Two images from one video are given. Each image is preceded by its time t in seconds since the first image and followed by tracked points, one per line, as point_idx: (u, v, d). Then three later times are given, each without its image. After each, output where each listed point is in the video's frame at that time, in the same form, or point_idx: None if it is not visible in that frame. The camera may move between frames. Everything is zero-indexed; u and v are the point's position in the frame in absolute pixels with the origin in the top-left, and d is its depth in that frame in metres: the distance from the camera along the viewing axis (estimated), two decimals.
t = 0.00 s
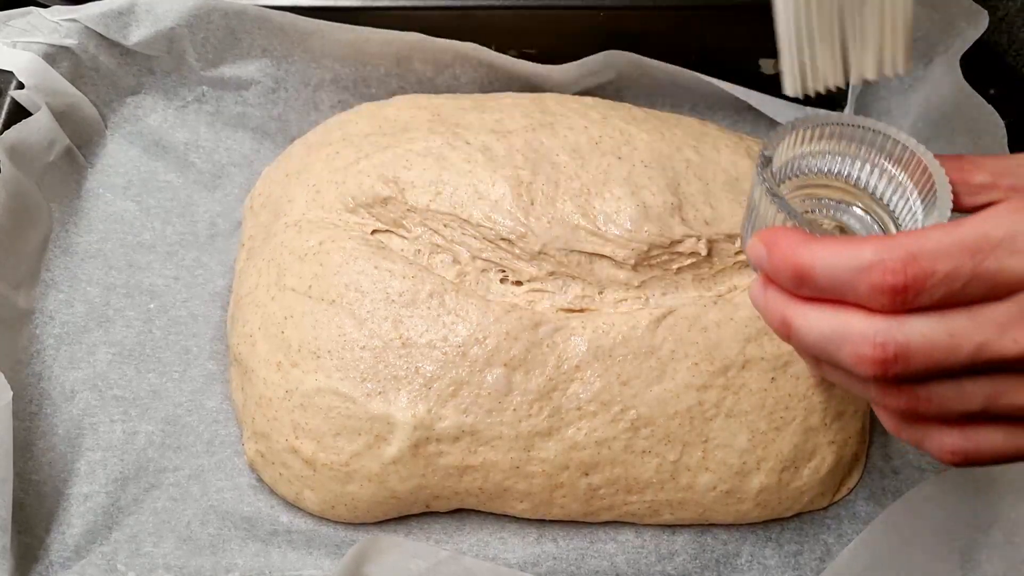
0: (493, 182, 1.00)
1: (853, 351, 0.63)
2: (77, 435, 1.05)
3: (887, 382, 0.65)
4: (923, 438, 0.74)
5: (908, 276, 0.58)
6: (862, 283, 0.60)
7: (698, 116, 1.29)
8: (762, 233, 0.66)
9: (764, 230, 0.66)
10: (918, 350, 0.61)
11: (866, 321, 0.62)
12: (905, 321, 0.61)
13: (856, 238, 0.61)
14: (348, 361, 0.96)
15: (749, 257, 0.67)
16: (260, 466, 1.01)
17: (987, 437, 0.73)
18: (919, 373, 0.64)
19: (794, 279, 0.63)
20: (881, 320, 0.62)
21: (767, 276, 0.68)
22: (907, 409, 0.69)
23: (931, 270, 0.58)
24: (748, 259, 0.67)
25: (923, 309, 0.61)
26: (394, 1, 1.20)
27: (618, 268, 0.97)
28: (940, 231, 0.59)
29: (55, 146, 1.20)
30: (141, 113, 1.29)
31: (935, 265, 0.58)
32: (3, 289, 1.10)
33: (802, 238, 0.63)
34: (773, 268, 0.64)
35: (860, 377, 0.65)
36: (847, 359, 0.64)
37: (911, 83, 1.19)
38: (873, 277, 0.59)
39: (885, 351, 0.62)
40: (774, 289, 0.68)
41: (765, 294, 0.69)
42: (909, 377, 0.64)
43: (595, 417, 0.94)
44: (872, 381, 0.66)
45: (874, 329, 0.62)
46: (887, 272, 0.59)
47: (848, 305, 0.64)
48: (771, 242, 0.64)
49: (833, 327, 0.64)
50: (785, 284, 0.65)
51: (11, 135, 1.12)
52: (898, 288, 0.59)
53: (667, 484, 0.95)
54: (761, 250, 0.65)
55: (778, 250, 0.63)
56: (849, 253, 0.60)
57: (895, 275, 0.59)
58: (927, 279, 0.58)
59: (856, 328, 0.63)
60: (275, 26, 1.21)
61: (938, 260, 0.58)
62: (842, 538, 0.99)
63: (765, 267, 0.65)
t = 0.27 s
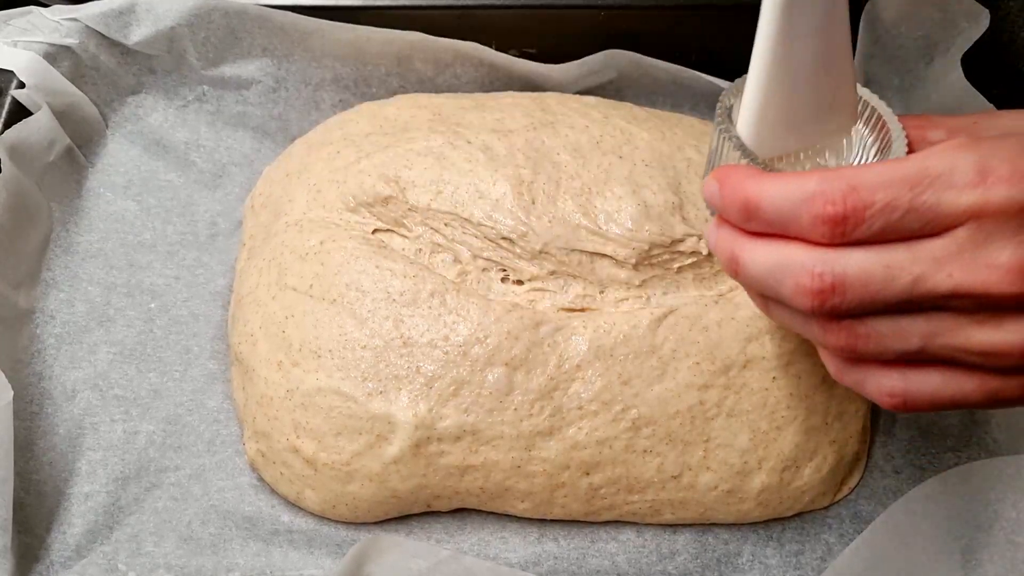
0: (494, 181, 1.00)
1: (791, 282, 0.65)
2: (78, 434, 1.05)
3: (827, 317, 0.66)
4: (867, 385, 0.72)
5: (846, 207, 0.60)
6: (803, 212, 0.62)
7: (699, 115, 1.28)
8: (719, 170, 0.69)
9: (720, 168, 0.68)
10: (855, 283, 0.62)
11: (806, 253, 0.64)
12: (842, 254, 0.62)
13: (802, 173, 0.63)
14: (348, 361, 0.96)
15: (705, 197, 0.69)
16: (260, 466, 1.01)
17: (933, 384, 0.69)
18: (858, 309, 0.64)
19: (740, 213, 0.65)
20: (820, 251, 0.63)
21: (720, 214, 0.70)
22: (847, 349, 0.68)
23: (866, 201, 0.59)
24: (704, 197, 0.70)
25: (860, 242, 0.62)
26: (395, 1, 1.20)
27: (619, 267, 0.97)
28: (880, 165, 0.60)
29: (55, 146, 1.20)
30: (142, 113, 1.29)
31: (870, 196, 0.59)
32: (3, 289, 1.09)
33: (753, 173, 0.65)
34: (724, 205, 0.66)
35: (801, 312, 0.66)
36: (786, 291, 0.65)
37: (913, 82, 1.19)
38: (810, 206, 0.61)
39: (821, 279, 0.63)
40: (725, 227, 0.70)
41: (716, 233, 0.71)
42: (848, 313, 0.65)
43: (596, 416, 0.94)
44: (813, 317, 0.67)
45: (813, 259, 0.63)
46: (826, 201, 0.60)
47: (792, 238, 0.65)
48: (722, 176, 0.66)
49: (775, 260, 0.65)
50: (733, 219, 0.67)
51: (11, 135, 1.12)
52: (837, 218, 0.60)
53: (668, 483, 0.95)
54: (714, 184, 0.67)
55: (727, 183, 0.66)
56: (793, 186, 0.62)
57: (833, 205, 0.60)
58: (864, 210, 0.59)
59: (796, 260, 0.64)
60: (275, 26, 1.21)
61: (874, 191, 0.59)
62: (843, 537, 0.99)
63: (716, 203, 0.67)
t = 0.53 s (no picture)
0: (495, 181, 1.00)
1: (770, 359, 0.66)
2: (79, 435, 1.05)
3: (808, 391, 0.68)
4: (854, 449, 0.74)
5: (817, 284, 0.62)
6: (777, 293, 0.64)
7: (700, 115, 1.28)
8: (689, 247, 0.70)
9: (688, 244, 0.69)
10: (833, 358, 0.64)
11: (782, 329, 0.66)
12: (819, 329, 0.65)
13: (770, 251, 0.65)
14: (349, 361, 0.96)
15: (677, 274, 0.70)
16: (261, 466, 1.01)
17: (916, 446, 0.71)
18: (837, 383, 0.66)
19: (714, 290, 0.67)
20: (796, 327, 0.65)
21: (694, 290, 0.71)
22: (830, 419, 0.70)
23: (839, 276, 0.62)
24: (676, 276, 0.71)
25: (835, 317, 0.64)
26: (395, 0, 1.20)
27: (620, 267, 0.98)
28: (849, 242, 0.63)
29: (56, 146, 1.20)
30: (142, 113, 1.28)
31: (842, 273, 0.62)
32: (4, 289, 1.09)
33: (723, 252, 0.67)
34: (697, 283, 0.68)
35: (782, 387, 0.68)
36: (766, 368, 0.67)
37: (913, 82, 1.19)
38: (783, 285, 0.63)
39: (800, 357, 0.65)
40: (700, 302, 0.71)
41: (692, 307, 0.72)
42: (828, 386, 0.67)
43: (596, 416, 0.93)
44: (794, 390, 0.69)
45: (790, 337, 0.65)
46: (798, 280, 0.63)
47: (766, 314, 0.67)
48: (693, 254, 0.68)
49: (753, 337, 0.67)
50: (707, 295, 0.68)
51: (11, 136, 1.12)
52: (809, 295, 0.63)
53: (669, 484, 0.95)
54: (684, 262, 0.68)
55: (699, 261, 0.67)
56: (764, 265, 0.64)
57: (805, 283, 0.63)
58: (836, 287, 0.62)
59: (774, 339, 0.66)
60: (275, 26, 1.20)
61: (845, 268, 0.62)
62: (844, 537, 0.99)
63: (690, 281, 0.68)
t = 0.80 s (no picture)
0: (496, 183, 1.01)
1: (760, 349, 0.65)
2: (80, 436, 1.05)
3: (798, 382, 0.67)
4: (843, 439, 0.74)
5: (808, 274, 0.61)
6: (766, 283, 0.63)
7: (700, 116, 1.29)
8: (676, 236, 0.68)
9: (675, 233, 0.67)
10: (823, 348, 0.63)
11: (773, 319, 0.65)
12: (810, 319, 0.64)
13: (759, 239, 0.64)
14: (350, 362, 0.96)
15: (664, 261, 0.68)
16: (262, 467, 1.01)
17: (906, 436, 0.71)
18: (828, 372, 0.65)
19: (703, 280, 0.65)
20: (786, 317, 0.64)
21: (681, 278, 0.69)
22: (820, 407, 0.70)
23: (830, 266, 0.61)
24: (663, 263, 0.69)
25: (826, 308, 0.63)
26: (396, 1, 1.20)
27: (621, 268, 0.98)
28: (840, 231, 0.62)
29: (56, 146, 1.20)
30: (143, 114, 1.28)
31: (833, 263, 0.61)
32: (5, 290, 1.09)
33: (711, 240, 0.65)
34: (685, 272, 0.66)
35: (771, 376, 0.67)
36: (757, 358, 0.66)
37: (914, 82, 1.20)
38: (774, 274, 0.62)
39: (790, 347, 0.64)
40: (687, 290, 0.70)
41: (680, 295, 0.71)
42: (818, 375, 0.66)
43: (597, 417, 0.93)
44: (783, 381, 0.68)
45: (781, 327, 0.64)
46: (788, 270, 0.61)
47: (756, 304, 0.66)
48: (681, 243, 0.66)
49: (743, 326, 0.66)
50: (696, 285, 0.66)
51: (13, 136, 1.12)
52: (800, 285, 0.61)
53: (670, 485, 0.95)
54: (672, 251, 0.66)
55: (687, 249, 0.65)
56: (753, 254, 0.63)
57: (796, 273, 0.61)
58: (827, 277, 0.61)
59: (763, 328, 0.65)
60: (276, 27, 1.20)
61: (836, 257, 0.61)
62: (846, 538, 0.99)
63: (677, 269, 0.67)
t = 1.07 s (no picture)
0: (496, 182, 1.00)
1: (762, 342, 0.64)
2: (80, 437, 1.05)
3: (799, 376, 0.66)
4: (844, 434, 0.73)
5: (811, 265, 0.60)
6: (768, 274, 0.61)
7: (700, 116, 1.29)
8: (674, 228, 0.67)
9: (673, 225, 0.66)
10: (826, 340, 0.62)
11: (774, 311, 0.63)
12: (812, 312, 0.63)
13: (759, 230, 0.63)
14: (350, 363, 0.96)
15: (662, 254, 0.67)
16: (262, 467, 1.01)
17: (907, 429, 0.70)
18: (831, 366, 0.64)
19: (702, 273, 0.64)
20: (787, 310, 0.63)
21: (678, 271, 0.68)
22: (821, 402, 0.69)
23: (833, 256, 0.60)
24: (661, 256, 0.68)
25: (828, 300, 0.62)
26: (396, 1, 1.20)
27: (620, 268, 0.97)
28: (843, 221, 0.61)
29: (56, 147, 1.19)
30: (143, 115, 1.29)
31: (837, 253, 0.60)
32: (5, 290, 1.09)
33: (711, 231, 0.64)
34: (684, 264, 0.65)
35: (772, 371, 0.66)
36: (758, 352, 0.65)
37: (914, 82, 1.20)
38: (776, 265, 0.61)
39: (793, 340, 0.63)
40: (683, 284, 0.68)
41: (676, 290, 0.69)
42: (821, 369, 0.65)
43: (597, 418, 0.93)
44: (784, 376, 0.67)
45: (783, 320, 0.63)
46: (791, 261, 0.60)
47: (757, 296, 0.65)
48: (679, 235, 0.65)
49: (743, 319, 0.65)
50: (695, 277, 0.65)
51: (12, 137, 1.12)
52: (803, 277, 0.60)
53: (670, 485, 0.95)
54: (671, 242, 0.65)
55: (687, 241, 0.64)
56: (754, 245, 0.61)
57: (799, 264, 0.60)
58: (830, 268, 0.60)
59: (764, 321, 0.64)
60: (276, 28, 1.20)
61: (839, 248, 0.60)
62: (845, 538, 0.99)
63: (676, 262, 0.65)
